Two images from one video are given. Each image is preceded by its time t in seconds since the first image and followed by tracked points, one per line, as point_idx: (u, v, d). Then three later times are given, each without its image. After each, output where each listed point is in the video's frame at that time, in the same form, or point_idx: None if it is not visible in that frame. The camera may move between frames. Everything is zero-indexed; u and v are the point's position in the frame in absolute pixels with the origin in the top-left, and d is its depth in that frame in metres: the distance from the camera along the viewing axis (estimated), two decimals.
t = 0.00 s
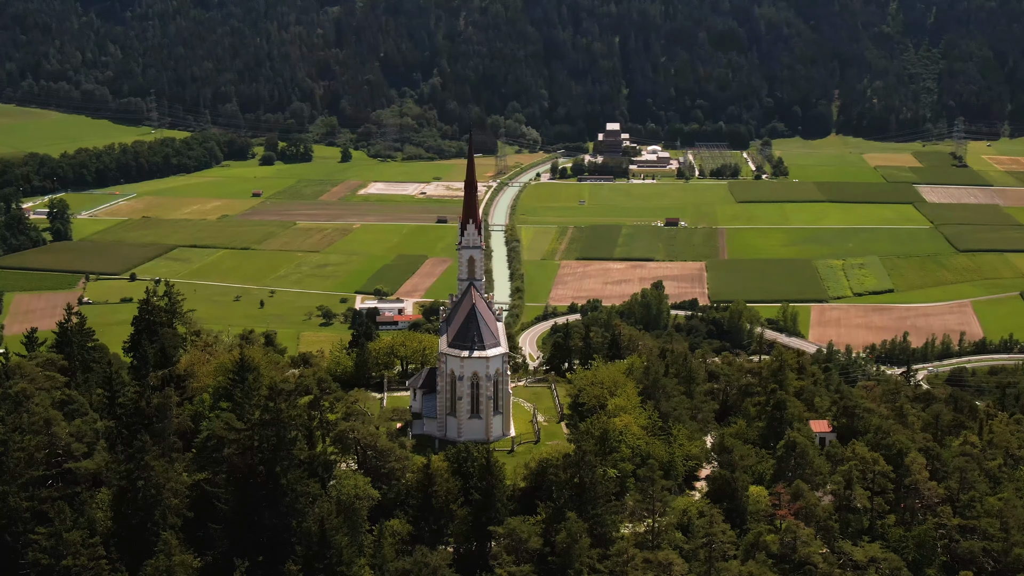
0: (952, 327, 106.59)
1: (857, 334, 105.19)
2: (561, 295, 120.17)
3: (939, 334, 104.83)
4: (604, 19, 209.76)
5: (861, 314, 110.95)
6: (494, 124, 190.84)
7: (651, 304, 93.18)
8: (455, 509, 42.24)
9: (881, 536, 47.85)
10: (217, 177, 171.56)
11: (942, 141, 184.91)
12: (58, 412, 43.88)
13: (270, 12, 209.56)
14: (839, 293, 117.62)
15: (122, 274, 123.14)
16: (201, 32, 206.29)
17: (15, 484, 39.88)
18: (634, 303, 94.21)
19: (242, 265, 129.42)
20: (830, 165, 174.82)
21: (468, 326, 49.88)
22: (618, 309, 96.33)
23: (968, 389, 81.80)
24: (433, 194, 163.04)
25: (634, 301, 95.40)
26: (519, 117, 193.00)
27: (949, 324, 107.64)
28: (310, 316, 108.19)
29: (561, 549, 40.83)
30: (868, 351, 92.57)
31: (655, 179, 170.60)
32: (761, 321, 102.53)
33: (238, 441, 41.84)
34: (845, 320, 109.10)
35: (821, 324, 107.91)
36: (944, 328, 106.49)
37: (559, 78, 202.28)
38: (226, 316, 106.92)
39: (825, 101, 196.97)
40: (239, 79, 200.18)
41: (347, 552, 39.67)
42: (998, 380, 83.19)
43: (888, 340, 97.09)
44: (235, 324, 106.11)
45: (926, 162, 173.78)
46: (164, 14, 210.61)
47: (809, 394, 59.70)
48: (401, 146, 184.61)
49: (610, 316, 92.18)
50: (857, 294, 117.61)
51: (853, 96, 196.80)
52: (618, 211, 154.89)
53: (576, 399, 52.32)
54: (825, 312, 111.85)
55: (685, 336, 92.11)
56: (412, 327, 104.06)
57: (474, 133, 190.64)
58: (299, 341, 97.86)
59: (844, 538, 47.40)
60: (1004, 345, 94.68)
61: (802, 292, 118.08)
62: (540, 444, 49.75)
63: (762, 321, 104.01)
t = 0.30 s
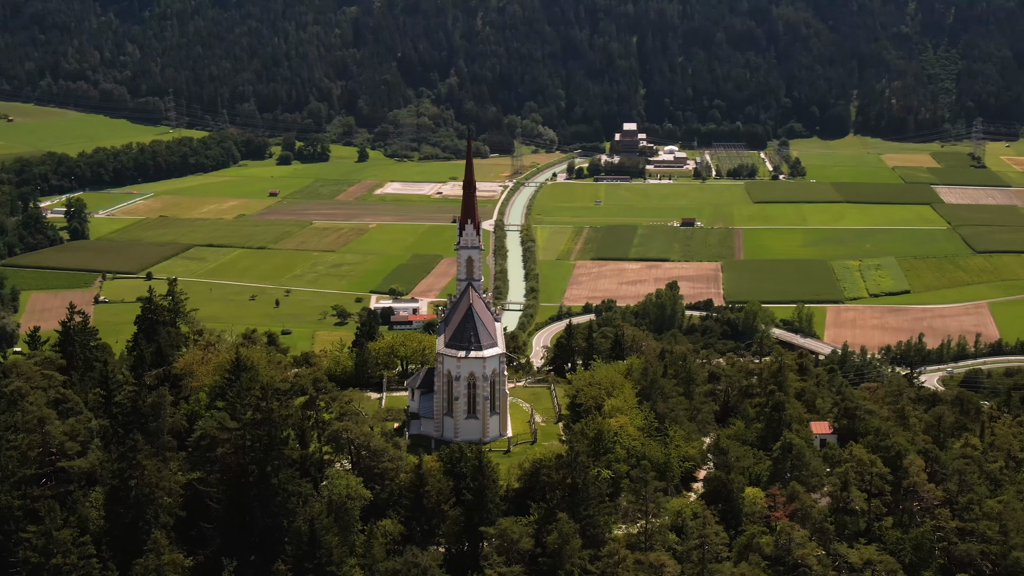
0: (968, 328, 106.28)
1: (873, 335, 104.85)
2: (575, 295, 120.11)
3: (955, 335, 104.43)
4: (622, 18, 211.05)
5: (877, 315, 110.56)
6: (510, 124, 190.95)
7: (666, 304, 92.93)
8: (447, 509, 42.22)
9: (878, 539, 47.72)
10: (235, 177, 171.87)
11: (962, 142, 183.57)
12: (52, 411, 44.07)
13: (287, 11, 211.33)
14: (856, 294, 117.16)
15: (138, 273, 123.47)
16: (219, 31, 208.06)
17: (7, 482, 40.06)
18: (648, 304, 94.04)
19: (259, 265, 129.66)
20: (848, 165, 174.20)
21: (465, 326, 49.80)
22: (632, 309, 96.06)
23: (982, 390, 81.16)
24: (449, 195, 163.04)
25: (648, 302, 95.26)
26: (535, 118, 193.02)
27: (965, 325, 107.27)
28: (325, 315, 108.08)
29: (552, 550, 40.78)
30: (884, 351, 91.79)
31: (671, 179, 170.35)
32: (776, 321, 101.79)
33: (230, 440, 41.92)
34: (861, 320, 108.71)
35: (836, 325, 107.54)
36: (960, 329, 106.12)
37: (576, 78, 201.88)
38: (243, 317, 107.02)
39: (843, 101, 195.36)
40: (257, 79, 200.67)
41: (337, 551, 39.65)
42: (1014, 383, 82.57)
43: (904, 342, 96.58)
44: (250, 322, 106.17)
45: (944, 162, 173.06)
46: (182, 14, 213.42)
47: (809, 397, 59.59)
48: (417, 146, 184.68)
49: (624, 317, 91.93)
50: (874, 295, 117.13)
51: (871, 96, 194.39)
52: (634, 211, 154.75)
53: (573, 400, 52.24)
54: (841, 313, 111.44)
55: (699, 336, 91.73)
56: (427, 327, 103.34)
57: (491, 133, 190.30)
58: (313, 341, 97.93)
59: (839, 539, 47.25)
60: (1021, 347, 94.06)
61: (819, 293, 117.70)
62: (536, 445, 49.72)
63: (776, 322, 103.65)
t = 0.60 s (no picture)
0: (985, 329, 105.67)
1: (889, 336, 104.32)
2: (590, 295, 119.89)
3: (971, 337, 103.81)
4: (641, 19, 209.44)
5: (893, 316, 110.03)
6: (527, 124, 190.76)
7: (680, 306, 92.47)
8: (439, 509, 42.24)
9: (874, 541, 47.52)
10: (253, 177, 172.26)
11: (981, 142, 181.87)
12: (47, 410, 44.22)
13: (305, 10, 213.41)
14: (872, 295, 116.68)
15: (155, 272, 123.84)
16: (238, 31, 209.55)
17: None
18: (663, 304, 93.90)
19: (275, 264, 129.86)
20: (866, 166, 173.38)
21: (462, 326, 49.81)
22: (646, 309, 95.90)
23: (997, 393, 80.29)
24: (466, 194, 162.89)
25: (664, 303, 94.98)
26: (553, 118, 192.61)
27: (981, 326, 106.63)
28: (342, 314, 108.44)
29: (543, 550, 40.78)
30: (899, 354, 90.51)
31: (688, 180, 169.96)
32: (791, 322, 100.81)
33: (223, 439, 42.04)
34: (876, 322, 108.18)
35: (852, 326, 107.03)
36: (976, 330, 105.49)
37: (593, 78, 201.54)
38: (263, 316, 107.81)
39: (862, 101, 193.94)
40: (275, 78, 201.21)
41: (328, 551, 39.70)
42: None
43: (919, 343, 95.86)
44: (266, 322, 106.36)
45: (963, 162, 172.02)
46: (201, 13, 215.15)
47: (811, 400, 59.47)
48: (434, 146, 184.74)
49: (639, 318, 91.59)
50: (890, 296, 116.61)
51: (888, 98, 192.65)
52: (649, 211, 154.51)
53: (571, 400, 52.17)
54: (857, 314, 110.95)
55: (713, 337, 91.37)
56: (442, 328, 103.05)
57: (508, 133, 190.14)
58: (327, 340, 98.00)
59: (835, 542, 47.25)
60: None
61: (835, 294, 117.24)
62: (533, 445, 49.66)
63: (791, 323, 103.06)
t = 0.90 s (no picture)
0: (1002, 331, 105.04)
1: (905, 337, 103.77)
2: (605, 295, 119.64)
3: (988, 338, 103.17)
4: (658, 18, 209.91)
5: (910, 317, 109.52)
6: (545, 124, 190.60)
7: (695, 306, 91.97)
8: (431, 510, 42.23)
9: (871, 543, 47.32)
10: (271, 176, 172.51)
11: (1001, 142, 180.59)
12: (42, 408, 44.35)
13: (324, 10, 213.88)
14: (889, 296, 116.25)
15: (172, 271, 124.09)
16: (257, 31, 210.25)
17: None
18: (678, 304, 93.61)
19: (292, 263, 130.04)
20: (884, 166, 172.54)
21: (460, 326, 49.81)
22: (662, 310, 95.59)
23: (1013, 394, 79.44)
24: (483, 195, 162.81)
25: (679, 304, 94.64)
26: (570, 117, 192.40)
27: (998, 328, 105.95)
28: (358, 313, 108.56)
29: (535, 550, 40.75)
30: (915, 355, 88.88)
31: (705, 180, 169.55)
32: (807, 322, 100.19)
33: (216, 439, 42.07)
34: (893, 323, 107.66)
35: (868, 327, 106.49)
36: (993, 332, 104.85)
37: (611, 78, 201.10)
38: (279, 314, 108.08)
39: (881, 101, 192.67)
40: (293, 78, 201.64)
41: (318, 551, 40.06)
42: None
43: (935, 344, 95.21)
44: (281, 321, 106.45)
45: (982, 163, 170.96)
46: (220, 13, 215.90)
47: (813, 402, 59.31)
48: (452, 146, 184.75)
49: (653, 319, 91.20)
50: (907, 297, 116.13)
51: (909, 98, 191.95)
52: (665, 211, 154.24)
53: (569, 401, 52.09)
54: (873, 315, 110.49)
55: (728, 337, 90.87)
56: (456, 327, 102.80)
57: (526, 133, 189.97)
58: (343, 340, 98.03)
59: (832, 544, 47.01)
60: None
61: (852, 295, 116.84)
62: (530, 444, 49.57)
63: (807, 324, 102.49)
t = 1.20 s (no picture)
0: (1019, 332, 104.34)
1: (921, 338, 103.24)
2: (620, 295, 119.42)
3: (1004, 340, 102.45)
4: (676, 18, 208.70)
5: (927, 318, 108.93)
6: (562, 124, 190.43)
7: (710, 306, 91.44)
8: (424, 510, 42.20)
9: (868, 545, 47.12)
10: (289, 175, 172.76)
11: (1020, 143, 179.31)
12: (38, 406, 44.59)
13: (342, 10, 214.13)
14: (905, 297, 115.75)
15: (188, 270, 124.38)
16: (275, 30, 210.89)
17: None
18: (693, 305, 93.22)
19: (308, 262, 130.11)
20: (903, 166, 171.61)
21: (457, 326, 49.82)
22: (677, 310, 95.29)
23: None
24: (499, 194, 162.68)
25: (694, 304, 94.24)
26: (588, 117, 192.20)
27: (1015, 329, 105.20)
28: (372, 312, 108.52)
29: (526, 551, 40.74)
30: (931, 356, 87.72)
31: (722, 180, 169.17)
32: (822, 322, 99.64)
33: (209, 437, 42.20)
34: (909, 324, 107.05)
35: (885, 328, 105.94)
36: (1010, 333, 104.14)
37: (628, 78, 200.65)
38: (294, 314, 108.11)
39: (900, 102, 191.64)
40: (311, 78, 201.88)
41: (309, 548, 40.22)
42: None
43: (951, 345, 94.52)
44: (296, 320, 106.47)
45: (1001, 163, 169.86)
46: (239, 12, 216.53)
47: (815, 403, 59.07)
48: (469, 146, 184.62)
49: (667, 320, 90.83)
50: (924, 298, 115.64)
51: (927, 99, 191.15)
52: (680, 211, 154.00)
53: (567, 400, 52.05)
54: (890, 316, 109.96)
55: (743, 338, 90.09)
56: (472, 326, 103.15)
57: (543, 133, 189.71)
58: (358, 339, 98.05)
59: (828, 546, 46.86)
60: None
61: (869, 296, 116.47)
62: (527, 444, 49.54)
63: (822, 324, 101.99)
